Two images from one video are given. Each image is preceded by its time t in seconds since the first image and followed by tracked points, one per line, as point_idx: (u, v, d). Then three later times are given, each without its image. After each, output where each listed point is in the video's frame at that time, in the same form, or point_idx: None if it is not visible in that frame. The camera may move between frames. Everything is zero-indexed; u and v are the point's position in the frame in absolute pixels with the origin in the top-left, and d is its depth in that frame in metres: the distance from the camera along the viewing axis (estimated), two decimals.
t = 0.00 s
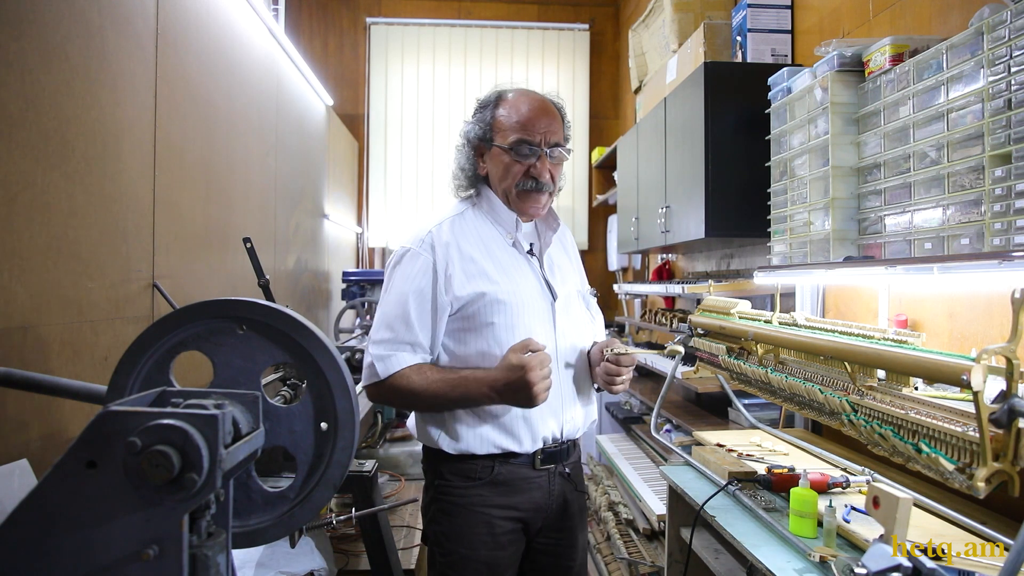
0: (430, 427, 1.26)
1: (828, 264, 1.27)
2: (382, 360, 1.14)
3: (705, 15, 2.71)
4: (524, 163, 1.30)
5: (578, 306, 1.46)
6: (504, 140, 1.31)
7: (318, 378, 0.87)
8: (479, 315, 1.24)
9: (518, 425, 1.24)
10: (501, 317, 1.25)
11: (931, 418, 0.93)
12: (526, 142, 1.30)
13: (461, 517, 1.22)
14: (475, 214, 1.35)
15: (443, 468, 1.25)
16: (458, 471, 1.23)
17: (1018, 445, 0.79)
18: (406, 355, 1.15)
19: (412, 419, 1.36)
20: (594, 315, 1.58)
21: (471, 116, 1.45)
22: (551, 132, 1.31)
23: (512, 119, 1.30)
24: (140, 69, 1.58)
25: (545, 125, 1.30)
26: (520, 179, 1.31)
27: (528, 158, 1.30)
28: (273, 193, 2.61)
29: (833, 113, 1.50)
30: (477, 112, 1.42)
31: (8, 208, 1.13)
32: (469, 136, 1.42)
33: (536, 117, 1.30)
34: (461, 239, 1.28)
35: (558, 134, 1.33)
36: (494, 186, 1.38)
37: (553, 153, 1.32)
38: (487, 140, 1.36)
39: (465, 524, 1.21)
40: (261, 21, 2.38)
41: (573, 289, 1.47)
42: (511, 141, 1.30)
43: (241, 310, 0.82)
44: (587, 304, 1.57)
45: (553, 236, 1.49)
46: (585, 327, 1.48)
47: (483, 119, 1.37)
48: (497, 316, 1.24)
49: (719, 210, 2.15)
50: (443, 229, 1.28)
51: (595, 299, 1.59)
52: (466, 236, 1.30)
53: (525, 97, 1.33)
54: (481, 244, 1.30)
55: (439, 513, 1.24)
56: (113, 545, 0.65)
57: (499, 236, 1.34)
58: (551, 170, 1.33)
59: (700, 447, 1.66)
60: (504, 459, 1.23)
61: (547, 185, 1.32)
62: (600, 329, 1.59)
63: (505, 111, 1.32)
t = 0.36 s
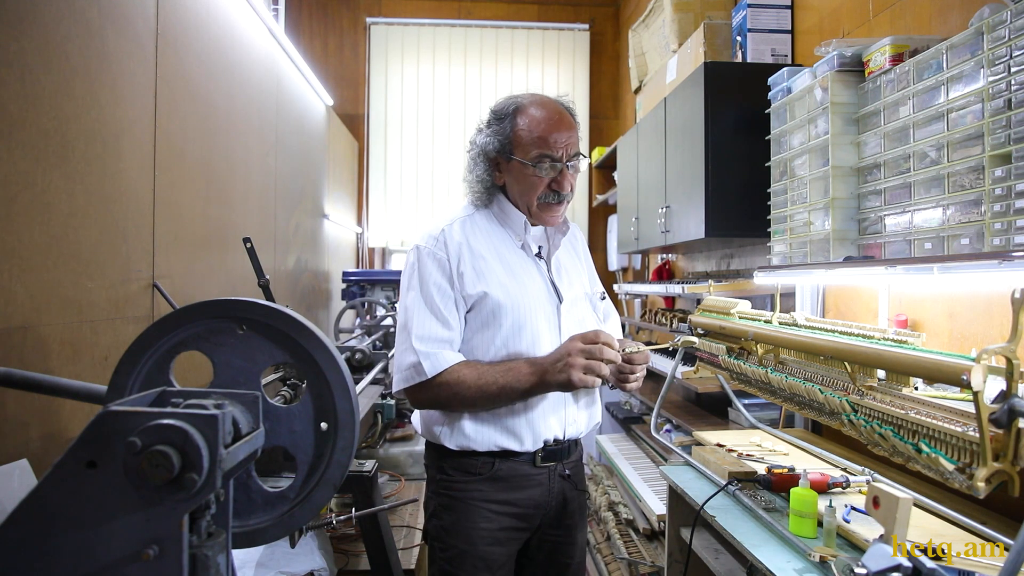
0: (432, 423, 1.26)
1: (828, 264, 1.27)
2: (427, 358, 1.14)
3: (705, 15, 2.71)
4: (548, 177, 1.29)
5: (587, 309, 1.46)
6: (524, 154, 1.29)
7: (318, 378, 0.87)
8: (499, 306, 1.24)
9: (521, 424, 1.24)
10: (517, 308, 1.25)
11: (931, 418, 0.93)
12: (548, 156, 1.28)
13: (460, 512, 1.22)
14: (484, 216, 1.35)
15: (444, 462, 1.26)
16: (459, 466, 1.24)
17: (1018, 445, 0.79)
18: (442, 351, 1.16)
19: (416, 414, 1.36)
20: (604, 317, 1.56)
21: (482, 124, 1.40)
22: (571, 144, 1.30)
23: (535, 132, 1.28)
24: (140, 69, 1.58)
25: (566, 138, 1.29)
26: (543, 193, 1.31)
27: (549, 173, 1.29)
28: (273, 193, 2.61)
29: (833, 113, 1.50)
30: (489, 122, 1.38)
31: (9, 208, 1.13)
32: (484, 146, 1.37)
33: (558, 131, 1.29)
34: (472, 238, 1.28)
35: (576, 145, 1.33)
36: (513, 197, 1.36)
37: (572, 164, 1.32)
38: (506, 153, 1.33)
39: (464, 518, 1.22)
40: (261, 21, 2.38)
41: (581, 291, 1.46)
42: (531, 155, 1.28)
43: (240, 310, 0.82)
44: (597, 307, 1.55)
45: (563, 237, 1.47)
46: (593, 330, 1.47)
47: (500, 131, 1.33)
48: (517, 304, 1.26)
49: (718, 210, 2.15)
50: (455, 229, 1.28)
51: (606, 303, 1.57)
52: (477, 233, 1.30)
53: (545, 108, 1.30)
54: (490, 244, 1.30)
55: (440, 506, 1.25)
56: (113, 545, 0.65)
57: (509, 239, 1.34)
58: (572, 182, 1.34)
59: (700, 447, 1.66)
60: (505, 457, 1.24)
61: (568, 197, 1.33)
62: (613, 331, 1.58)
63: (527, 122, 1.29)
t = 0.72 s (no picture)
0: (429, 421, 1.26)
1: (828, 264, 1.27)
2: (424, 357, 1.14)
3: (705, 15, 2.71)
4: (547, 175, 1.29)
5: (582, 309, 1.46)
6: (523, 151, 1.29)
7: (318, 378, 0.87)
8: (496, 306, 1.24)
9: (517, 424, 1.24)
10: (515, 309, 1.25)
11: (931, 418, 0.93)
12: (546, 154, 1.29)
13: (456, 510, 1.22)
14: (483, 214, 1.35)
15: (441, 461, 1.25)
16: (455, 465, 1.23)
17: (1018, 445, 0.79)
18: (438, 351, 1.16)
19: (412, 413, 1.36)
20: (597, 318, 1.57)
21: (482, 121, 1.41)
22: (570, 142, 1.30)
23: (535, 130, 1.28)
24: (140, 69, 1.57)
25: (565, 136, 1.29)
26: (541, 191, 1.31)
27: (548, 170, 1.29)
28: (273, 193, 2.61)
29: (833, 113, 1.50)
30: (490, 119, 1.38)
31: (8, 208, 1.13)
32: (483, 142, 1.37)
33: (558, 129, 1.29)
34: (471, 237, 1.28)
35: (575, 144, 1.33)
36: (511, 194, 1.36)
37: (571, 163, 1.32)
38: (504, 150, 1.33)
39: (459, 515, 1.22)
40: (261, 21, 2.38)
41: (577, 292, 1.46)
42: (530, 153, 1.29)
43: (240, 309, 0.82)
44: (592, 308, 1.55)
45: (560, 237, 1.47)
46: (589, 330, 1.47)
47: (500, 128, 1.33)
48: (514, 305, 1.25)
49: (718, 209, 2.15)
50: (454, 227, 1.28)
51: (600, 303, 1.57)
52: (475, 232, 1.30)
53: (546, 106, 1.30)
54: (489, 243, 1.30)
55: (436, 504, 1.25)
56: (112, 545, 0.65)
57: (507, 239, 1.34)
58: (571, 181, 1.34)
59: (700, 447, 1.66)
60: (501, 456, 1.23)
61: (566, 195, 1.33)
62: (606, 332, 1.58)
63: (527, 120, 1.29)
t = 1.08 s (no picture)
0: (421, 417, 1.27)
1: (828, 264, 1.27)
2: (422, 355, 1.14)
3: (705, 15, 2.71)
4: (549, 176, 1.29)
5: (580, 309, 1.46)
6: (524, 152, 1.29)
7: (319, 379, 0.87)
8: (495, 305, 1.24)
9: (505, 422, 1.23)
10: (513, 308, 1.26)
11: (931, 418, 0.93)
12: (548, 155, 1.28)
13: (441, 505, 1.23)
14: (484, 214, 1.35)
15: (428, 457, 1.26)
16: (442, 461, 1.24)
17: (1018, 445, 0.79)
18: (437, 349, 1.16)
19: (405, 408, 1.37)
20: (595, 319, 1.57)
21: (483, 122, 1.40)
22: (572, 143, 1.30)
23: (537, 131, 1.28)
24: (140, 69, 1.58)
25: (566, 137, 1.29)
26: (543, 192, 1.31)
27: (549, 171, 1.29)
28: (273, 193, 2.61)
29: (833, 113, 1.50)
30: (491, 120, 1.38)
31: (9, 208, 1.13)
32: (485, 143, 1.37)
33: (560, 130, 1.29)
34: (472, 235, 1.28)
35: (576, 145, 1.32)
36: (512, 195, 1.36)
37: (573, 164, 1.32)
38: (505, 151, 1.33)
39: (445, 510, 1.22)
40: (261, 21, 2.38)
41: (576, 292, 1.46)
42: (532, 154, 1.29)
43: (240, 310, 0.82)
44: (590, 308, 1.56)
45: (562, 238, 1.47)
46: (586, 331, 1.47)
47: (501, 129, 1.33)
48: (513, 305, 1.26)
49: (718, 210, 2.15)
50: (455, 225, 1.28)
51: (600, 304, 1.58)
52: (476, 229, 1.30)
53: (547, 107, 1.30)
54: (490, 242, 1.30)
55: (422, 499, 1.26)
56: (113, 545, 0.65)
57: (508, 237, 1.34)
58: (572, 181, 1.34)
59: (699, 447, 1.66)
60: (488, 453, 1.23)
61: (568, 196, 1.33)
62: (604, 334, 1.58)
63: (528, 120, 1.29)
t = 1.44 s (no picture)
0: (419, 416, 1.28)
1: (828, 264, 1.27)
2: (418, 351, 1.14)
3: (705, 15, 2.71)
4: (540, 175, 1.30)
5: (578, 304, 1.45)
6: (515, 151, 1.29)
7: (319, 379, 0.87)
8: (490, 301, 1.24)
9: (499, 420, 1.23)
10: (508, 303, 1.26)
11: (931, 418, 0.93)
12: (538, 153, 1.28)
13: (439, 503, 1.23)
14: (478, 213, 1.35)
15: (426, 455, 1.27)
16: (440, 459, 1.25)
17: (1018, 445, 0.79)
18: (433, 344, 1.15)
19: (404, 408, 1.38)
20: (595, 316, 1.56)
21: (474, 124, 1.41)
22: (562, 140, 1.30)
23: (526, 130, 1.28)
24: (140, 69, 1.58)
25: (556, 135, 1.29)
26: (535, 190, 1.31)
27: (540, 169, 1.29)
28: (273, 193, 2.61)
29: (832, 113, 1.50)
30: (481, 121, 1.38)
31: (9, 208, 1.13)
32: (476, 144, 1.37)
33: (549, 128, 1.29)
34: (466, 233, 1.29)
35: (567, 142, 1.32)
36: (505, 195, 1.36)
37: (563, 161, 1.32)
38: (496, 151, 1.33)
39: (443, 509, 1.23)
40: (261, 21, 2.38)
41: (574, 288, 1.45)
42: (522, 153, 1.29)
43: (240, 309, 0.82)
44: (589, 304, 1.55)
45: (556, 234, 1.47)
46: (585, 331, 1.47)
47: (491, 129, 1.33)
48: (508, 300, 1.26)
49: (718, 210, 2.15)
50: (449, 224, 1.28)
51: (599, 300, 1.57)
52: (470, 228, 1.30)
53: (537, 106, 1.30)
54: (484, 239, 1.30)
55: (421, 498, 1.26)
56: (113, 546, 0.65)
57: (503, 235, 1.34)
58: (564, 179, 1.34)
59: (700, 447, 1.66)
60: (485, 452, 1.24)
61: (560, 194, 1.33)
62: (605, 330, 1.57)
63: (518, 120, 1.29)
